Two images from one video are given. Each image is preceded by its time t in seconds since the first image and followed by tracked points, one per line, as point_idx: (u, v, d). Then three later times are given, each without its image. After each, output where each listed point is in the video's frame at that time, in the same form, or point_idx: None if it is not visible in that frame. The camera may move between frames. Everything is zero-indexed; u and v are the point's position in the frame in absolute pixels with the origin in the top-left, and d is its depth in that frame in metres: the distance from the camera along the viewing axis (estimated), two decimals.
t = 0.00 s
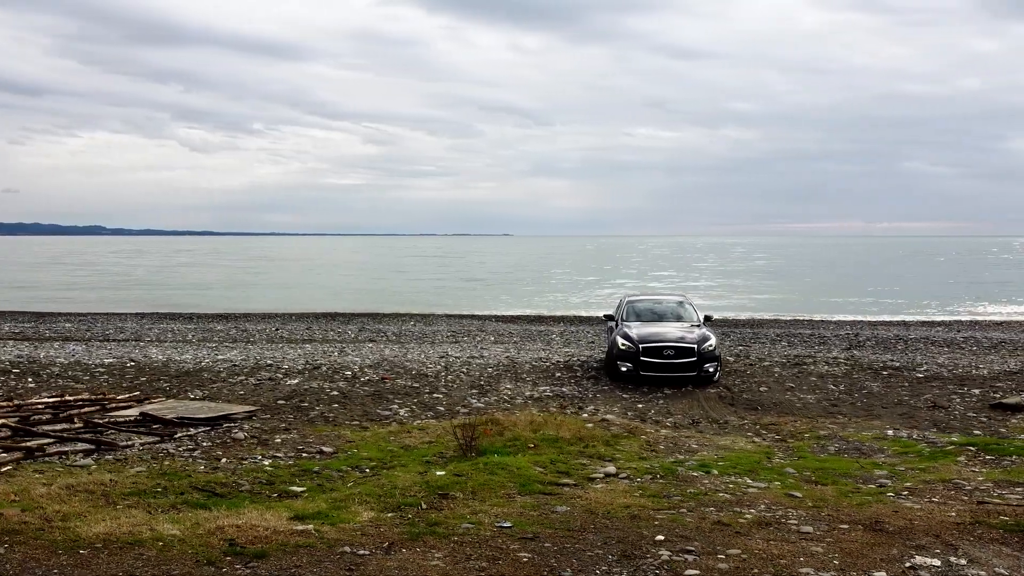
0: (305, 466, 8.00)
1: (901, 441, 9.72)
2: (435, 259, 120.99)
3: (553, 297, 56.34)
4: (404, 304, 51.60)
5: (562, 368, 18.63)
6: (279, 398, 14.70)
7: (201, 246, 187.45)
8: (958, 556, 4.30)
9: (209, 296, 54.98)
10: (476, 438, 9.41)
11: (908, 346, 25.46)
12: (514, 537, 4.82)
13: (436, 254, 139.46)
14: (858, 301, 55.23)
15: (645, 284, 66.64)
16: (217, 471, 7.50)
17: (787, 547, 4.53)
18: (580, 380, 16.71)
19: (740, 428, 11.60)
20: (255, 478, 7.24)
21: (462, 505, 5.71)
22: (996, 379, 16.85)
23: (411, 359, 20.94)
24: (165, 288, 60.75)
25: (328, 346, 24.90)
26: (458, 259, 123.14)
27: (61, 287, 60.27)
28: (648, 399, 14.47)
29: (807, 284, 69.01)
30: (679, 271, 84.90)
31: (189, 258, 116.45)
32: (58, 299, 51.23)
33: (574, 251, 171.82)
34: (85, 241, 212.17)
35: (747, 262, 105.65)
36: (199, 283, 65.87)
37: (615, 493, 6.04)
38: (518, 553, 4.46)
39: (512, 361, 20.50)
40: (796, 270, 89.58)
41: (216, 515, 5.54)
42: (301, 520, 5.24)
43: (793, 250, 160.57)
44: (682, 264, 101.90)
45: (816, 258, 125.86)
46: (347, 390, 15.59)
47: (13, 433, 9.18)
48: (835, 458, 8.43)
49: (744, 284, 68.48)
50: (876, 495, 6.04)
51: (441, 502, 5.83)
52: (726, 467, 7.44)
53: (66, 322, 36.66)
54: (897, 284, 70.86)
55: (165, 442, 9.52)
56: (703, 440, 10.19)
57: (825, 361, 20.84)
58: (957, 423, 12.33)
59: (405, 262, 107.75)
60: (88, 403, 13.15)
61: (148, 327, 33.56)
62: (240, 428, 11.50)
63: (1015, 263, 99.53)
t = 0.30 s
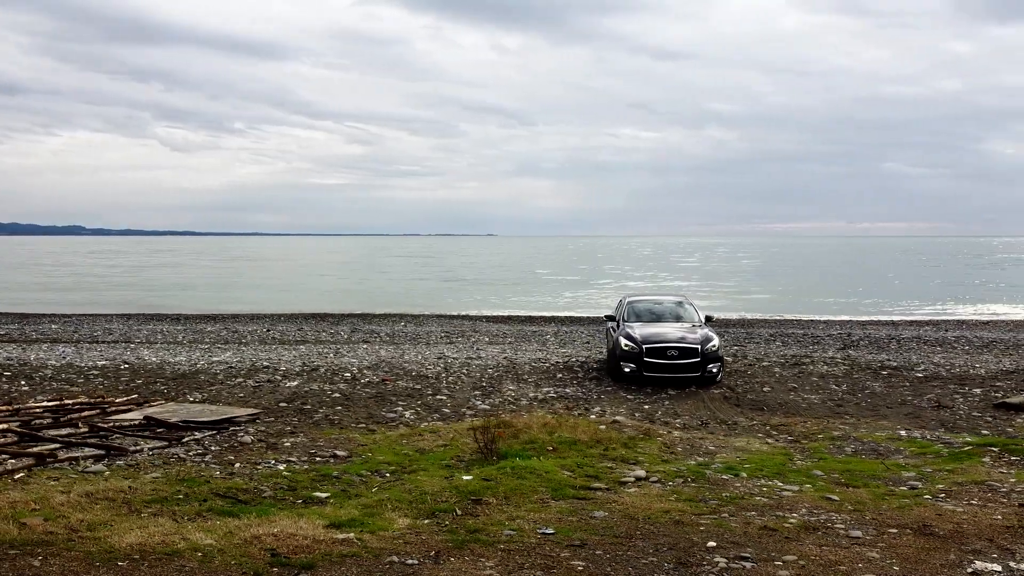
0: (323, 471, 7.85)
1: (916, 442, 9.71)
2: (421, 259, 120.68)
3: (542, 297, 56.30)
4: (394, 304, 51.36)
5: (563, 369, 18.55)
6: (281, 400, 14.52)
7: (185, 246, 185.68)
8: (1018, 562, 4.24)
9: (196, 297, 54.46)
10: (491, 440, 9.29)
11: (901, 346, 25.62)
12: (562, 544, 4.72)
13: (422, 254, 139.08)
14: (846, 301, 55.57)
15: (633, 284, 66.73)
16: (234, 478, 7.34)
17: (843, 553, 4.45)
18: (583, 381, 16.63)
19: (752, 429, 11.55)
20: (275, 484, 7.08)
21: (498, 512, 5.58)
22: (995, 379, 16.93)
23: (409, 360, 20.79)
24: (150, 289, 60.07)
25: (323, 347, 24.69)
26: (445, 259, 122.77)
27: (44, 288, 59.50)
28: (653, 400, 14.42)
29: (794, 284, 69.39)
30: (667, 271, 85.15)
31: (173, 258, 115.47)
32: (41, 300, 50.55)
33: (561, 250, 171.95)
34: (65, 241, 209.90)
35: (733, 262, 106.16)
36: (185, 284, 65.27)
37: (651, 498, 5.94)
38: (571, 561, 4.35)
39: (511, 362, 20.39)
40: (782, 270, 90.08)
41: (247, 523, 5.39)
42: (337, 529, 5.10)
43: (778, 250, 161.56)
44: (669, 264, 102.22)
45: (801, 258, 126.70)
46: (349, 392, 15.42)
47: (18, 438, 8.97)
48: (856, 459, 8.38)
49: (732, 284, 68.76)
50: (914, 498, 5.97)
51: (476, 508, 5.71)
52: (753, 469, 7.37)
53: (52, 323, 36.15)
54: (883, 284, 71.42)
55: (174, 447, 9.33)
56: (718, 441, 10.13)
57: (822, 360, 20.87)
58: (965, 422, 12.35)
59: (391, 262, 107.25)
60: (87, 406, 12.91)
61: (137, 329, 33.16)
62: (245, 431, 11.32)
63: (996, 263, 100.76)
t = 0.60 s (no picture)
0: (339, 476, 7.70)
1: (929, 442, 9.72)
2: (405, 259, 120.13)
3: (529, 297, 56.28)
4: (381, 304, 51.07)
5: (561, 370, 18.45)
6: (279, 402, 14.31)
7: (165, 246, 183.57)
8: None
9: (179, 297, 53.82)
10: (506, 443, 9.19)
11: (892, 344, 25.80)
12: (610, 550, 4.62)
13: (404, 254, 138.58)
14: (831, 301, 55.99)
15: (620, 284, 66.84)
16: (252, 483, 7.19)
17: (896, 557, 4.40)
18: (584, 381, 16.55)
19: (761, 429, 11.54)
20: (296, 489, 6.94)
21: (534, 517, 5.48)
22: (990, 378, 17.08)
23: (404, 361, 20.61)
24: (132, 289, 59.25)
25: (315, 348, 24.42)
26: (429, 259, 122.31)
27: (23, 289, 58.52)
28: (657, 400, 14.37)
29: (779, 284, 69.80)
30: (652, 271, 85.42)
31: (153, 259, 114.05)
32: (21, 301, 49.69)
33: (545, 250, 171.96)
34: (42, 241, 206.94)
35: (716, 263, 106.77)
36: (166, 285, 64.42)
37: (687, 501, 5.85)
38: (624, 569, 4.25)
39: (507, 362, 20.27)
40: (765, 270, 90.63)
41: (279, 531, 5.25)
42: (376, 536, 4.98)
43: (759, 250, 162.73)
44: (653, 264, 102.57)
45: (783, 258, 127.63)
46: (348, 394, 15.24)
47: (22, 444, 8.74)
48: (874, 459, 8.37)
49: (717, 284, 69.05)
50: (950, 499, 5.94)
51: (510, 512, 5.61)
52: (778, 471, 7.33)
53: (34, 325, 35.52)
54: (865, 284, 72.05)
55: (181, 451, 9.13)
56: (730, 442, 10.10)
57: (817, 360, 20.95)
58: (969, 421, 12.42)
59: (376, 263, 106.63)
60: (84, 409, 12.63)
61: (122, 330, 32.66)
62: (248, 435, 11.14)
63: (976, 263, 102.02)
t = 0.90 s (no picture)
0: (356, 479, 7.55)
1: (940, 441, 9.74)
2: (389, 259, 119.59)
3: (517, 297, 56.19)
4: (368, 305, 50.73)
5: (559, 370, 18.35)
6: (278, 404, 14.09)
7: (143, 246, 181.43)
8: None
9: (161, 299, 53.13)
10: (520, 445, 9.07)
11: (883, 344, 25.97)
12: (660, 555, 4.52)
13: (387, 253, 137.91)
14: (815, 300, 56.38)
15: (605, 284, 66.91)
16: (270, 487, 7.04)
17: (952, 561, 4.33)
18: (584, 382, 16.47)
19: (769, 429, 11.51)
20: (317, 494, 6.79)
21: (570, 521, 5.37)
22: (985, 376, 17.23)
23: (399, 362, 20.43)
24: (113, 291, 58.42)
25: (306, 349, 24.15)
26: (413, 258, 121.77)
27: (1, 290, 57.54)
28: (659, 400, 14.33)
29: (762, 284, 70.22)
30: (636, 271, 85.66)
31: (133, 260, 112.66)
32: None
33: (527, 249, 171.92)
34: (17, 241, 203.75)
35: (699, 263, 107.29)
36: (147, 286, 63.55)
37: (722, 504, 5.77)
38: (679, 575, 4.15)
39: (503, 363, 20.15)
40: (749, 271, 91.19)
41: (312, 538, 5.11)
42: (415, 542, 4.86)
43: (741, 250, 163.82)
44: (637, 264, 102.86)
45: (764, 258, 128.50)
46: (346, 395, 15.05)
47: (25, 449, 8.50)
48: (892, 459, 8.34)
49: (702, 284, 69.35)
50: (985, 499, 5.92)
51: (546, 516, 5.51)
52: (803, 472, 7.28)
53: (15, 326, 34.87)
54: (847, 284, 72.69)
55: (188, 455, 8.93)
56: (742, 442, 10.05)
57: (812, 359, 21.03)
58: (972, 420, 12.49)
59: (358, 262, 105.87)
60: (80, 413, 12.36)
61: (106, 331, 32.16)
62: (251, 438, 10.93)
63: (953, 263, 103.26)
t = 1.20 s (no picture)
0: (374, 484, 7.41)
1: (950, 440, 9.77)
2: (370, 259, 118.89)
3: (503, 297, 56.05)
4: (352, 305, 50.30)
5: (556, 371, 18.26)
6: (275, 407, 13.86)
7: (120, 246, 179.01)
8: None
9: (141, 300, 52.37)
10: (534, 447, 8.95)
11: (872, 342, 26.15)
12: (711, 561, 4.45)
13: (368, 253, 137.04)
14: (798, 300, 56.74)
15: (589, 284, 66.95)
16: (288, 493, 6.87)
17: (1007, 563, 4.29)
18: (584, 382, 16.38)
19: (776, 429, 11.49)
20: (338, 500, 6.64)
21: (609, 526, 5.28)
22: (978, 375, 17.37)
23: (393, 363, 20.23)
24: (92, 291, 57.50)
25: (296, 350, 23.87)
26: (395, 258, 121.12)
27: None
28: (660, 400, 14.28)
29: (744, 283, 70.61)
30: (619, 271, 85.81)
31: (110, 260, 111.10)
32: None
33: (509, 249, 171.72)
34: None
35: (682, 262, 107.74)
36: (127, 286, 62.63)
37: (758, 507, 5.71)
38: None
39: (498, 363, 20.04)
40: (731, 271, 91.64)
41: (348, 546, 4.97)
42: (457, 550, 4.74)
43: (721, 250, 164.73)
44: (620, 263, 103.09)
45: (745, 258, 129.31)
46: (344, 397, 14.85)
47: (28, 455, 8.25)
48: (911, 459, 8.32)
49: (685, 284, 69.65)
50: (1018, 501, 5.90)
51: (584, 522, 5.41)
52: (827, 473, 7.24)
53: None
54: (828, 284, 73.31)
55: (195, 459, 8.72)
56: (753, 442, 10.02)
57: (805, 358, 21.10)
58: (975, 419, 12.56)
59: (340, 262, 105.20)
60: (75, 417, 12.06)
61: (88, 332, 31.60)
62: (254, 442, 10.71)
63: (930, 264, 104.53)
